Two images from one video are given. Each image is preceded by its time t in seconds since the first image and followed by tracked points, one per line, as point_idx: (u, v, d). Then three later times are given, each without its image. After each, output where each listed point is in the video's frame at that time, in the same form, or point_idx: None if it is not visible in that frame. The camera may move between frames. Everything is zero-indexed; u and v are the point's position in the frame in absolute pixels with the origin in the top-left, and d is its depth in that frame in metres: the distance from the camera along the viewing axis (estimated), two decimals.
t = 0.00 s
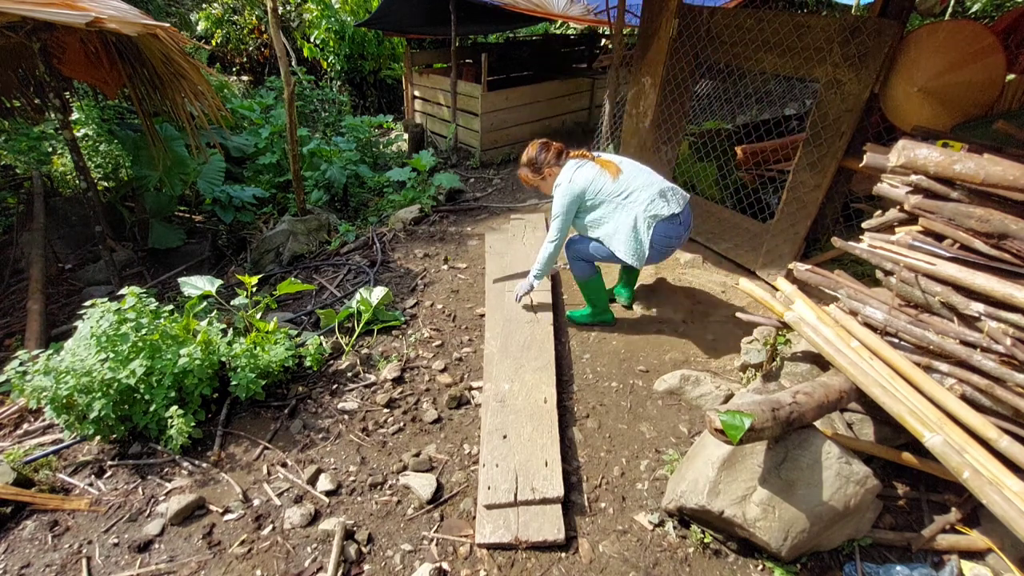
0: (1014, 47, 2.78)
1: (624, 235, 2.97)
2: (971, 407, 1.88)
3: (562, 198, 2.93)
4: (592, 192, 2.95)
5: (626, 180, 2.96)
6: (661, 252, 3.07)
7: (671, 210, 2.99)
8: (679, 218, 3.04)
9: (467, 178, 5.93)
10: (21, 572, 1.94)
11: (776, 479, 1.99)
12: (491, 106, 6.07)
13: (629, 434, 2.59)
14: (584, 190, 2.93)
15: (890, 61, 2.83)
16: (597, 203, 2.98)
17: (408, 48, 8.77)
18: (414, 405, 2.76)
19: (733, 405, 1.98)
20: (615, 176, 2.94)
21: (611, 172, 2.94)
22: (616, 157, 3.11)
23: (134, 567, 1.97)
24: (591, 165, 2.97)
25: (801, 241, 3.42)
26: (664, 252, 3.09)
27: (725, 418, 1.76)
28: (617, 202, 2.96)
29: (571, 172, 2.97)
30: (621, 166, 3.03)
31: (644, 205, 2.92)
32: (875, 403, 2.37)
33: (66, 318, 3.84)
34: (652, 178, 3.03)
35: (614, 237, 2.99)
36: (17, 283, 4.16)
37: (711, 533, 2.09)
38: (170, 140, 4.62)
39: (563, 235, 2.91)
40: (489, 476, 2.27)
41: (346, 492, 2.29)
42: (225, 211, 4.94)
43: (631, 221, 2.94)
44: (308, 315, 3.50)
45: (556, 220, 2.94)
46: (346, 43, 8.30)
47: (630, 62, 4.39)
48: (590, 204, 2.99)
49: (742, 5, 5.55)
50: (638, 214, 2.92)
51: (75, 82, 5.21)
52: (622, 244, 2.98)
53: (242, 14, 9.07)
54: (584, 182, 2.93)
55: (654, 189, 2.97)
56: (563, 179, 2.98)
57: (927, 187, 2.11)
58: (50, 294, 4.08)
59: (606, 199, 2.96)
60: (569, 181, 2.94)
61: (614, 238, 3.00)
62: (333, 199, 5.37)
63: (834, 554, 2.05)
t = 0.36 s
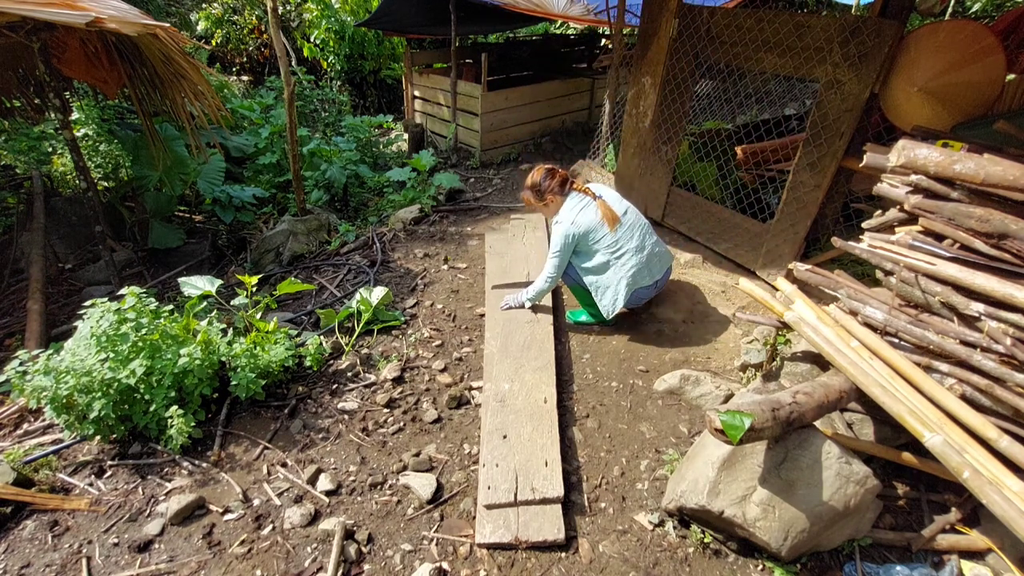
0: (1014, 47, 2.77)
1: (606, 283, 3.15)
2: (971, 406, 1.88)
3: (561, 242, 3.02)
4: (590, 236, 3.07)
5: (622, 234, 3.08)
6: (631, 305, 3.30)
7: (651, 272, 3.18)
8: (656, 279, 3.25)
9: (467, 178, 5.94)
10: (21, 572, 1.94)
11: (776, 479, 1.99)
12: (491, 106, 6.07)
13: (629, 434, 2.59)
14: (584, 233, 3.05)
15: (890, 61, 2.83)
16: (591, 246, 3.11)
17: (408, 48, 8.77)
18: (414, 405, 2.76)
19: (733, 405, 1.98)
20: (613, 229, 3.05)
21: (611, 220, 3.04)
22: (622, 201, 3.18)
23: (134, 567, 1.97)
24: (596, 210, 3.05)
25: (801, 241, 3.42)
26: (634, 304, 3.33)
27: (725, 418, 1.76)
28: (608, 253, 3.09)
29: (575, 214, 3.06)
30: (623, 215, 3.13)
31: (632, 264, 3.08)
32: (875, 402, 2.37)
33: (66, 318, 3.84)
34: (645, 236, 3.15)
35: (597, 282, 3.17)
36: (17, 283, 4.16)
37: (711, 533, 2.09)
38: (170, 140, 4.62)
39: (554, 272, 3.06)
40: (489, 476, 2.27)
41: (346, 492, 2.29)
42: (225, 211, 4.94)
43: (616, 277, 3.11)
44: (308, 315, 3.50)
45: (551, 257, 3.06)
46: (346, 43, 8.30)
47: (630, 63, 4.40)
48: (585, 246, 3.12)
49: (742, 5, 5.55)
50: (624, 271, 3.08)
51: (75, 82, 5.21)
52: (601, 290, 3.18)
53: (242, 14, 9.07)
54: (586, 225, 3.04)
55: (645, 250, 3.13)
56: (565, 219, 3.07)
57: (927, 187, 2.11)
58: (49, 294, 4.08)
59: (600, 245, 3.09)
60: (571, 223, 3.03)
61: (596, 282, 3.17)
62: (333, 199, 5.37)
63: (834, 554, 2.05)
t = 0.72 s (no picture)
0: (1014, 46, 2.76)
1: (605, 287, 3.16)
2: (971, 407, 1.88)
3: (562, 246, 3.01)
4: (591, 240, 3.07)
5: (623, 238, 3.08)
6: (630, 309, 3.31)
7: (652, 277, 3.18)
8: (657, 284, 3.25)
9: (467, 178, 5.94)
10: (21, 573, 1.94)
11: (776, 479, 1.99)
12: (491, 106, 6.07)
13: (629, 434, 2.59)
14: (585, 237, 3.04)
15: (890, 61, 2.83)
16: (591, 249, 3.12)
17: (408, 48, 8.77)
18: (414, 405, 2.77)
19: (733, 405, 1.98)
20: (614, 234, 3.05)
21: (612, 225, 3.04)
22: (623, 204, 3.17)
23: (134, 567, 1.97)
24: (598, 213, 3.05)
25: (801, 241, 3.42)
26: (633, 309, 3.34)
27: (725, 418, 1.76)
28: (609, 257, 3.09)
29: (577, 219, 3.05)
30: (624, 219, 3.12)
31: (632, 269, 3.08)
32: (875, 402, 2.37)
33: (66, 318, 3.84)
34: (646, 241, 3.15)
35: (597, 286, 3.18)
36: (17, 283, 4.16)
37: (711, 533, 2.09)
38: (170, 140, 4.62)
39: (555, 275, 3.07)
40: (489, 476, 2.27)
41: (346, 492, 2.29)
42: (225, 211, 4.94)
43: (616, 282, 3.12)
44: (308, 315, 3.50)
45: (551, 260, 3.06)
46: (346, 43, 8.30)
47: (631, 62, 4.40)
48: (585, 249, 3.12)
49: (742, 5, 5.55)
50: (625, 276, 3.09)
51: (75, 81, 5.21)
52: (600, 294, 3.19)
53: (242, 14, 9.06)
54: (587, 229, 3.03)
55: (645, 255, 3.13)
56: (567, 224, 3.06)
57: (927, 187, 2.11)
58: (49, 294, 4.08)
59: (601, 249, 3.10)
60: (572, 227, 3.02)
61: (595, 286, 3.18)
62: (333, 199, 5.37)
63: (834, 554, 2.05)
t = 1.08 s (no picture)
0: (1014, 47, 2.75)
1: (602, 287, 3.16)
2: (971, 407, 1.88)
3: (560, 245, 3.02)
4: (590, 240, 3.07)
5: (622, 240, 3.08)
6: (628, 311, 3.31)
7: (650, 280, 3.18)
8: (655, 286, 3.24)
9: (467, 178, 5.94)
10: (21, 573, 1.94)
11: (776, 479, 1.99)
12: (491, 106, 6.07)
13: (629, 434, 2.59)
14: (584, 237, 3.04)
15: (890, 61, 2.83)
16: (590, 249, 3.12)
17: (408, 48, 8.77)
18: (414, 405, 2.76)
19: (733, 405, 1.98)
20: (613, 235, 3.04)
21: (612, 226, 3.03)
22: (623, 205, 3.17)
23: (134, 567, 1.97)
24: (598, 214, 3.04)
25: (801, 241, 3.42)
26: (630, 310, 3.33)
27: (725, 418, 1.76)
28: (607, 258, 3.09)
29: (577, 218, 3.05)
30: (625, 221, 3.12)
31: (630, 271, 3.07)
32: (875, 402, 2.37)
33: (66, 318, 3.84)
34: (645, 243, 3.14)
35: (594, 286, 3.18)
36: (17, 283, 4.16)
37: (711, 533, 2.09)
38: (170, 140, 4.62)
39: (553, 273, 3.08)
40: (489, 476, 2.27)
41: (346, 492, 2.29)
42: (225, 211, 4.94)
43: (613, 283, 3.11)
44: (308, 315, 3.50)
45: (550, 258, 3.07)
46: (346, 43, 8.30)
47: (631, 62, 4.40)
48: (584, 249, 3.12)
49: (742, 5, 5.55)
50: (622, 278, 3.08)
51: (75, 82, 5.21)
52: (597, 295, 3.19)
53: (242, 14, 9.05)
54: (587, 229, 3.03)
55: (644, 257, 3.12)
56: (566, 223, 3.06)
57: (927, 187, 2.11)
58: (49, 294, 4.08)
59: (599, 249, 3.09)
60: (571, 227, 3.03)
61: (593, 286, 3.19)
62: (333, 199, 5.37)
63: (834, 554, 2.05)
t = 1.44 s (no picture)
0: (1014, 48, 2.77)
1: (599, 287, 3.16)
2: (971, 406, 1.88)
3: (559, 244, 3.02)
4: (587, 240, 3.07)
5: (619, 239, 3.08)
6: (626, 310, 3.32)
7: (647, 279, 3.17)
8: (654, 285, 3.24)
9: (467, 178, 5.94)
10: (21, 572, 1.94)
11: (776, 479, 1.98)
12: (491, 106, 6.07)
13: (629, 434, 2.59)
14: (581, 236, 3.04)
15: (890, 61, 2.83)
16: (588, 249, 3.12)
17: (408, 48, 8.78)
18: (414, 405, 2.77)
19: (733, 405, 1.98)
20: (611, 233, 3.04)
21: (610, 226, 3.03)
22: (621, 205, 3.17)
23: (134, 567, 1.97)
24: (595, 213, 3.04)
25: (801, 241, 3.42)
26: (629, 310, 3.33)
27: (725, 418, 1.76)
28: (604, 258, 3.09)
29: (575, 218, 3.05)
30: (622, 221, 3.12)
31: (627, 270, 3.07)
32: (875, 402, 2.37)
33: (66, 318, 3.84)
34: (643, 242, 3.14)
35: (592, 286, 3.18)
36: (17, 283, 4.16)
37: (711, 533, 2.09)
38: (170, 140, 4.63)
39: (551, 272, 3.08)
40: (489, 476, 2.27)
41: (346, 492, 2.29)
42: (225, 211, 4.94)
43: (611, 283, 3.11)
44: (308, 315, 3.50)
45: (548, 257, 3.07)
46: (346, 43, 8.30)
47: (631, 62, 4.40)
48: (581, 248, 3.13)
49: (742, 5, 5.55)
50: (620, 277, 3.08)
51: (75, 82, 5.21)
52: (595, 294, 3.19)
53: (242, 14, 9.05)
54: (583, 229, 3.03)
55: (641, 257, 3.12)
56: (564, 223, 3.06)
57: (927, 187, 2.11)
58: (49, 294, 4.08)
59: (596, 249, 3.10)
60: (569, 226, 3.03)
61: (590, 285, 3.19)
62: (333, 199, 5.37)
63: (834, 554, 2.05)
